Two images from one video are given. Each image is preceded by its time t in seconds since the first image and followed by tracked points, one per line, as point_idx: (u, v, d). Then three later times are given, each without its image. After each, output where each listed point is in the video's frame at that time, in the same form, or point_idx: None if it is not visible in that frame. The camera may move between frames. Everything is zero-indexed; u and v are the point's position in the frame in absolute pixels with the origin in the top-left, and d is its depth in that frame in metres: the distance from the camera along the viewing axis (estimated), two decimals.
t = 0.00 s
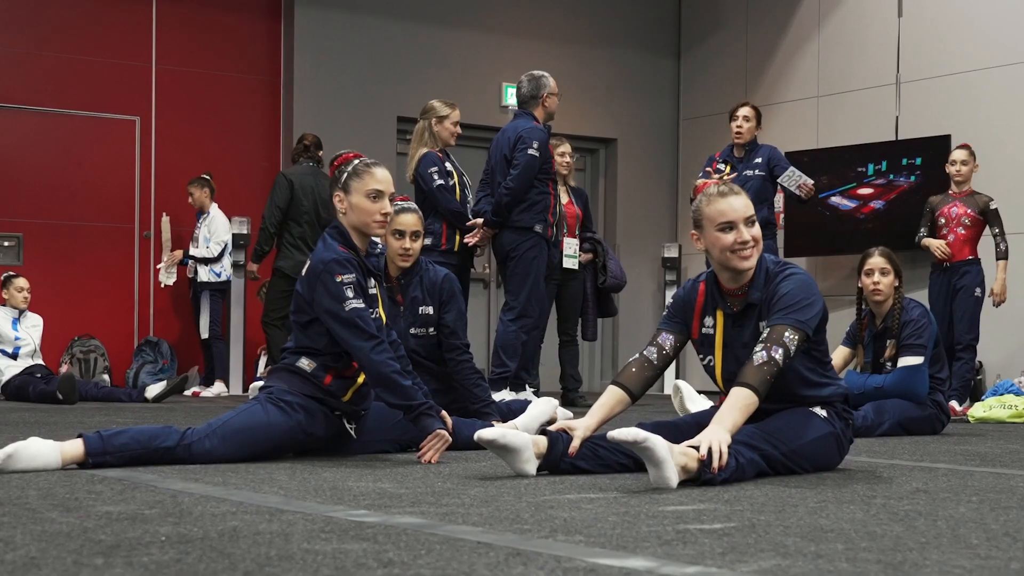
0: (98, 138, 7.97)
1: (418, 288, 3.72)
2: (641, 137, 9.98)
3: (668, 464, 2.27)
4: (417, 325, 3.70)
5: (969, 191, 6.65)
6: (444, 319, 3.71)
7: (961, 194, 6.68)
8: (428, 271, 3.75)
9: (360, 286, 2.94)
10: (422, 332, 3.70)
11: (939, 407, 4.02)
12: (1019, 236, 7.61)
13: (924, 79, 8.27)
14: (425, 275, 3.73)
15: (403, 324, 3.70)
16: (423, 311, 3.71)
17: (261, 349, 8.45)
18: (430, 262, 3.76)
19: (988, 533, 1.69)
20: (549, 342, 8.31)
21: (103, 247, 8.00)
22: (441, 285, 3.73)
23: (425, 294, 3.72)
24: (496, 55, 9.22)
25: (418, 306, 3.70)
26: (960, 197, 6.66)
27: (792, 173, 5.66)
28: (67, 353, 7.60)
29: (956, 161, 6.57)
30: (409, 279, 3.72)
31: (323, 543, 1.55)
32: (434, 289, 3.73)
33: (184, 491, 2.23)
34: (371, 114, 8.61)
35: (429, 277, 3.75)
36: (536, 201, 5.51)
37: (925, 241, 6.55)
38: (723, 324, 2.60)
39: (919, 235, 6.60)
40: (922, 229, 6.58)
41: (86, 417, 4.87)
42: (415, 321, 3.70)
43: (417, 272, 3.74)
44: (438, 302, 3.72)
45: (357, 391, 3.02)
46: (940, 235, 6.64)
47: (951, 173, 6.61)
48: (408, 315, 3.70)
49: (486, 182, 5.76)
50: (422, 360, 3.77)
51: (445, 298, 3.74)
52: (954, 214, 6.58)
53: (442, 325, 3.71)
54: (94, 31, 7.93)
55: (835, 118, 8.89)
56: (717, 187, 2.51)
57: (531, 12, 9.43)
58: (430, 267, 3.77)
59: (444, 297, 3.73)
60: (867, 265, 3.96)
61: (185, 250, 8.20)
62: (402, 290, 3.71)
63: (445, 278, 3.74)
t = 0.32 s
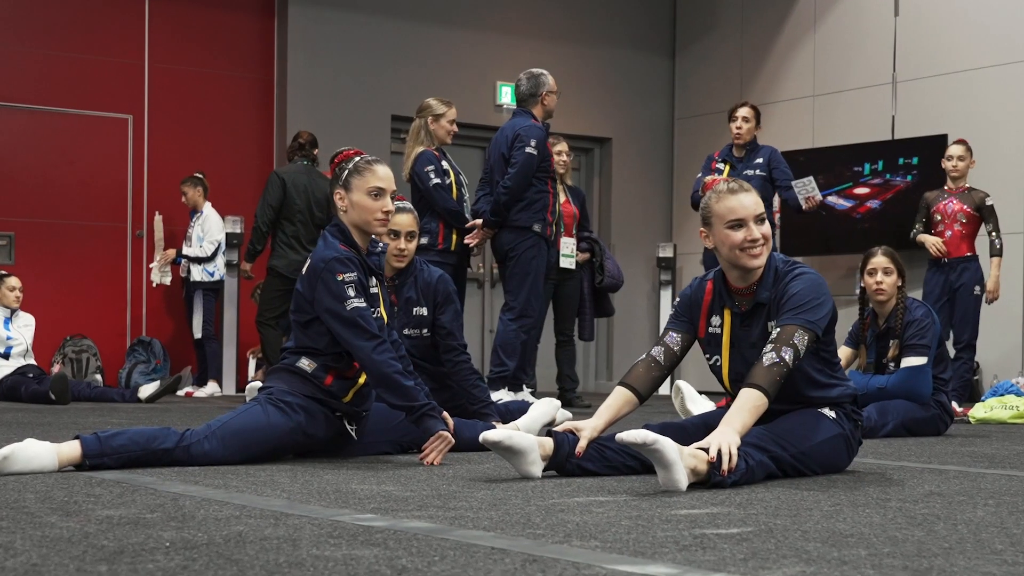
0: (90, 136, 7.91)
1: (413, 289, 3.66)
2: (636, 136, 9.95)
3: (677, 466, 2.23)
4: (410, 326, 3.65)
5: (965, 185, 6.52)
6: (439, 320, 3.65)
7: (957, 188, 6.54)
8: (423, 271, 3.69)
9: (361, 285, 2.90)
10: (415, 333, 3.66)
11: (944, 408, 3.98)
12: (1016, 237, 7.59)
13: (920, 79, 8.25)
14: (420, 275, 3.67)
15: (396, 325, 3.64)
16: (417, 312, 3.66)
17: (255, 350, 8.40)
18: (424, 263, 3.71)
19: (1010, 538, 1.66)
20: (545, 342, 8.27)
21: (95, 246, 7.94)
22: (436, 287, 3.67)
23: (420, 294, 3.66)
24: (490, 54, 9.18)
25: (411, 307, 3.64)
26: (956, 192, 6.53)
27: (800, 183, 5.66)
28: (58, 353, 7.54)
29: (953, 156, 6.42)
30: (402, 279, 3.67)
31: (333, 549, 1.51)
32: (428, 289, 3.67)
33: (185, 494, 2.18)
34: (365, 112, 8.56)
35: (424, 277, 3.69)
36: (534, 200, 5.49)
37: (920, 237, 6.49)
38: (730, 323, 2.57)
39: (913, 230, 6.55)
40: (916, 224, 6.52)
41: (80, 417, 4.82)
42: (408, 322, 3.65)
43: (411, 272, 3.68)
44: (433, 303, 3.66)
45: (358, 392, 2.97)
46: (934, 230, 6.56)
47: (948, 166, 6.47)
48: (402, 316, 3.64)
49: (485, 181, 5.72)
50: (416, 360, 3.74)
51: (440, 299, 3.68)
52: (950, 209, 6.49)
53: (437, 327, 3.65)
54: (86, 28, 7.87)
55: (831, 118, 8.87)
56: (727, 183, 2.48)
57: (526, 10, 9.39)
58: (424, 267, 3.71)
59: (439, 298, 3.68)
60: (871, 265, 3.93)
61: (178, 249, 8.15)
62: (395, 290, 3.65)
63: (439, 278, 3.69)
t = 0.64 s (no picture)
0: (82, 134, 7.85)
1: (407, 290, 3.60)
2: (630, 135, 9.91)
3: (687, 468, 2.19)
4: (405, 326, 3.59)
5: (961, 181, 6.51)
6: (434, 321, 3.60)
7: (953, 184, 6.53)
8: (417, 272, 3.63)
9: (363, 284, 2.86)
10: (410, 334, 3.60)
11: (947, 408, 3.96)
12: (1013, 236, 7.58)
13: (917, 78, 8.23)
14: (414, 276, 3.61)
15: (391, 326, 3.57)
16: (411, 312, 3.60)
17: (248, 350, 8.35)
18: (418, 263, 3.65)
19: None
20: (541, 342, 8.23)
21: (86, 244, 7.88)
22: (430, 287, 3.62)
23: (414, 295, 3.60)
24: (485, 52, 9.13)
25: (406, 308, 3.58)
26: (952, 188, 6.51)
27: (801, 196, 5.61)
28: (49, 353, 7.45)
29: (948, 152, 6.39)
30: (397, 280, 3.60)
31: (343, 556, 1.47)
32: (421, 290, 3.61)
33: (186, 497, 2.14)
34: (359, 111, 8.52)
35: (417, 278, 3.63)
36: (532, 198, 5.45)
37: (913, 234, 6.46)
38: (739, 323, 2.53)
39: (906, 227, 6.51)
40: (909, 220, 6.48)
41: (73, 418, 4.77)
42: (403, 322, 3.59)
43: (405, 273, 3.62)
44: (427, 304, 3.61)
45: (359, 393, 2.93)
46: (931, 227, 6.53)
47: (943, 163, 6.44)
48: (397, 316, 3.57)
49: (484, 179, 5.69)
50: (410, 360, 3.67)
51: (434, 300, 3.63)
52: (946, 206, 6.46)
53: (432, 328, 3.60)
54: (77, 25, 7.80)
55: (826, 117, 8.85)
56: (737, 180, 2.45)
57: (520, 9, 9.34)
58: (416, 268, 3.66)
59: (433, 299, 3.63)
60: (873, 264, 3.90)
61: (170, 248, 8.09)
62: (390, 291, 3.59)
63: (434, 280, 3.64)
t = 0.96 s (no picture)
0: (73, 132, 7.79)
1: (401, 290, 3.51)
2: (624, 133, 9.88)
3: (696, 471, 2.15)
4: (399, 328, 3.54)
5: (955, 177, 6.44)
6: (428, 323, 3.55)
7: (947, 180, 6.43)
8: (410, 272, 3.54)
9: (363, 282, 2.81)
10: (404, 335, 3.55)
11: (949, 409, 3.92)
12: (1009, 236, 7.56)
13: (912, 77, 8.21)
14: (408, 277, 3.52)
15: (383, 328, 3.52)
16: (404, 314, 3.53)
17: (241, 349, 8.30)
18: (412, 262, 3.57)
19: None
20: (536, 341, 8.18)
21: (77, 243, 7.81)
22: (424, 289, 3.53)
23: (407, 296, 3.51)
24: (478, 50, 9.09)
25: (399, 310, 3.51)
26: (948, 184, 6.42)
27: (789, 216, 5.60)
28: (40, 352, 7.38)
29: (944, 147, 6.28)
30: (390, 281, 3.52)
31: (354, 563, 1.43)
32: (415, 292, 3.53)
33: (186, 500, 2.09)
34: (352, 109, 8.47)
35: (411, 278, 3.55)
36: (529, 196, 5.39)
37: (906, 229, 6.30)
38: (747, 322, 2.49)
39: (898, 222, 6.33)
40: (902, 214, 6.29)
41: (65, 418, 4.72)
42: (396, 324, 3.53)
43: (398, 272, 3.53)
44: (421, 306, 3.54)
45: (359, 394, 2.88)
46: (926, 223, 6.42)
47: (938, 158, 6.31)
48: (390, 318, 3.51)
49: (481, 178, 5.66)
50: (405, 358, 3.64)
51: (428, 302, 3.55)
52: (940, 201, 6.37)
53: (426, 329, 3.55)
54: (68, 21, 7.74)
55: (821, 116, 8.82)
56: (746, 177, 2.42)
57: (514, 6, 9.30)
58: (409, 268, 3.57)
59: (427, 301, 3.55)
60: (875, 263, 3.86)
61: (161, 246, 8.02)
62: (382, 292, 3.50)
63: (427, 280, 3.56)
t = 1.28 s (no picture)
0: (63, 129, 7.72)
1: (394, 290, 3.47)
2: (617, 132, 9.84)
3: (707, 474, 2.11)
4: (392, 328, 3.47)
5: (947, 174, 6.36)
6: (422, 324, 3.49)
7: (941, 177, 6.34)
8: (404, 272, 3.52)
9: (364, 281, 2.77)
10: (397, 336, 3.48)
11: (952, 410, 3.89)
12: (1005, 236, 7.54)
13: (906, 76, 8.19)
14: (401, 277, 3.50)
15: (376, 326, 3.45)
16: (398, 314, 3.47)
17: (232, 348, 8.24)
18: (405, 264, 3.54)
19: None
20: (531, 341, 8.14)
21: (66, 241, 7.75)
22: (417, 289, 3.50)
23: (401, 296, 3.48)
24: (471, 48, 9.04)
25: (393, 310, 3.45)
26: (943, 181, 6.33)
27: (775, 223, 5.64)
28: (29, 351, 7.31)
29: (941, 144, 6.22)
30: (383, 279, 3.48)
31: (365, 570, 1.38)
32: (409, 292, 3.50)
33: (186, 504, 2.04)
34: (344, 107, 8.42)
35: (404, 279, 3.52)
36: (523, 194, 5.36)
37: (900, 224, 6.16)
38: (755, 321, 2.48)
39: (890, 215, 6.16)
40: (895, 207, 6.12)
41: (55, 418, 4.66)
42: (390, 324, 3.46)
43: (393, 271, 3.50)
44: (414, 306, 3.49)
45: (359, 394, 2.84)
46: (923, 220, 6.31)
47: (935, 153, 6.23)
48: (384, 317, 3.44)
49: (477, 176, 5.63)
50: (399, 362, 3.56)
51: (421, 303, 3.51)
52: (933, 198, 6.28)
53: (421, 330, 3.49)
54: (58, 18, 7.67)
55: (816, 114, 8.80)
56: (755, 175, 2.42)
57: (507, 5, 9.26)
58: (404, 268, 3.55)
59: (421, 301, 3.51)
60: (877, 263, 3.81)
61: (152, 244, 7.95)
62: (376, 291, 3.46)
63: (421, 281, 3.53)
